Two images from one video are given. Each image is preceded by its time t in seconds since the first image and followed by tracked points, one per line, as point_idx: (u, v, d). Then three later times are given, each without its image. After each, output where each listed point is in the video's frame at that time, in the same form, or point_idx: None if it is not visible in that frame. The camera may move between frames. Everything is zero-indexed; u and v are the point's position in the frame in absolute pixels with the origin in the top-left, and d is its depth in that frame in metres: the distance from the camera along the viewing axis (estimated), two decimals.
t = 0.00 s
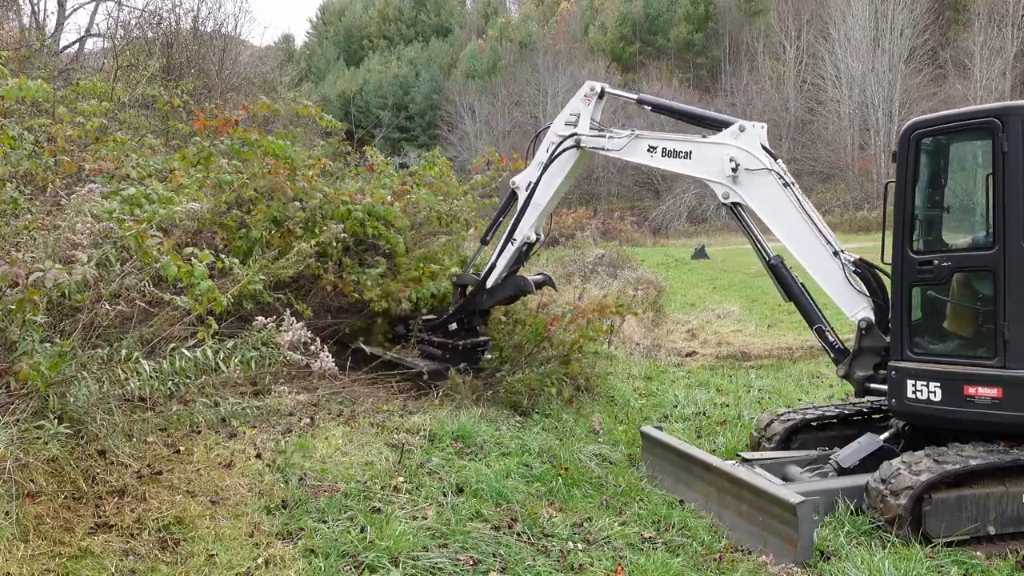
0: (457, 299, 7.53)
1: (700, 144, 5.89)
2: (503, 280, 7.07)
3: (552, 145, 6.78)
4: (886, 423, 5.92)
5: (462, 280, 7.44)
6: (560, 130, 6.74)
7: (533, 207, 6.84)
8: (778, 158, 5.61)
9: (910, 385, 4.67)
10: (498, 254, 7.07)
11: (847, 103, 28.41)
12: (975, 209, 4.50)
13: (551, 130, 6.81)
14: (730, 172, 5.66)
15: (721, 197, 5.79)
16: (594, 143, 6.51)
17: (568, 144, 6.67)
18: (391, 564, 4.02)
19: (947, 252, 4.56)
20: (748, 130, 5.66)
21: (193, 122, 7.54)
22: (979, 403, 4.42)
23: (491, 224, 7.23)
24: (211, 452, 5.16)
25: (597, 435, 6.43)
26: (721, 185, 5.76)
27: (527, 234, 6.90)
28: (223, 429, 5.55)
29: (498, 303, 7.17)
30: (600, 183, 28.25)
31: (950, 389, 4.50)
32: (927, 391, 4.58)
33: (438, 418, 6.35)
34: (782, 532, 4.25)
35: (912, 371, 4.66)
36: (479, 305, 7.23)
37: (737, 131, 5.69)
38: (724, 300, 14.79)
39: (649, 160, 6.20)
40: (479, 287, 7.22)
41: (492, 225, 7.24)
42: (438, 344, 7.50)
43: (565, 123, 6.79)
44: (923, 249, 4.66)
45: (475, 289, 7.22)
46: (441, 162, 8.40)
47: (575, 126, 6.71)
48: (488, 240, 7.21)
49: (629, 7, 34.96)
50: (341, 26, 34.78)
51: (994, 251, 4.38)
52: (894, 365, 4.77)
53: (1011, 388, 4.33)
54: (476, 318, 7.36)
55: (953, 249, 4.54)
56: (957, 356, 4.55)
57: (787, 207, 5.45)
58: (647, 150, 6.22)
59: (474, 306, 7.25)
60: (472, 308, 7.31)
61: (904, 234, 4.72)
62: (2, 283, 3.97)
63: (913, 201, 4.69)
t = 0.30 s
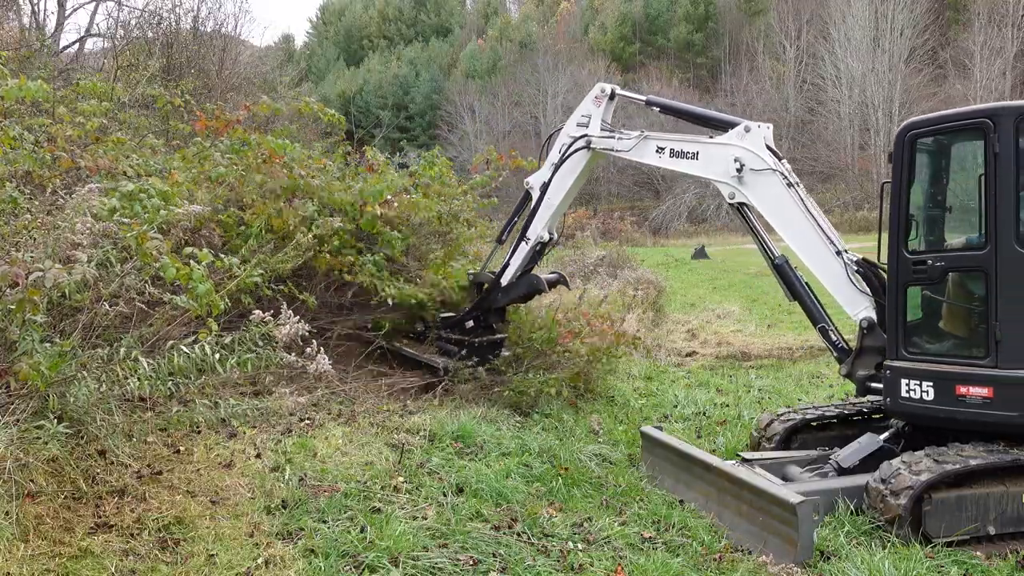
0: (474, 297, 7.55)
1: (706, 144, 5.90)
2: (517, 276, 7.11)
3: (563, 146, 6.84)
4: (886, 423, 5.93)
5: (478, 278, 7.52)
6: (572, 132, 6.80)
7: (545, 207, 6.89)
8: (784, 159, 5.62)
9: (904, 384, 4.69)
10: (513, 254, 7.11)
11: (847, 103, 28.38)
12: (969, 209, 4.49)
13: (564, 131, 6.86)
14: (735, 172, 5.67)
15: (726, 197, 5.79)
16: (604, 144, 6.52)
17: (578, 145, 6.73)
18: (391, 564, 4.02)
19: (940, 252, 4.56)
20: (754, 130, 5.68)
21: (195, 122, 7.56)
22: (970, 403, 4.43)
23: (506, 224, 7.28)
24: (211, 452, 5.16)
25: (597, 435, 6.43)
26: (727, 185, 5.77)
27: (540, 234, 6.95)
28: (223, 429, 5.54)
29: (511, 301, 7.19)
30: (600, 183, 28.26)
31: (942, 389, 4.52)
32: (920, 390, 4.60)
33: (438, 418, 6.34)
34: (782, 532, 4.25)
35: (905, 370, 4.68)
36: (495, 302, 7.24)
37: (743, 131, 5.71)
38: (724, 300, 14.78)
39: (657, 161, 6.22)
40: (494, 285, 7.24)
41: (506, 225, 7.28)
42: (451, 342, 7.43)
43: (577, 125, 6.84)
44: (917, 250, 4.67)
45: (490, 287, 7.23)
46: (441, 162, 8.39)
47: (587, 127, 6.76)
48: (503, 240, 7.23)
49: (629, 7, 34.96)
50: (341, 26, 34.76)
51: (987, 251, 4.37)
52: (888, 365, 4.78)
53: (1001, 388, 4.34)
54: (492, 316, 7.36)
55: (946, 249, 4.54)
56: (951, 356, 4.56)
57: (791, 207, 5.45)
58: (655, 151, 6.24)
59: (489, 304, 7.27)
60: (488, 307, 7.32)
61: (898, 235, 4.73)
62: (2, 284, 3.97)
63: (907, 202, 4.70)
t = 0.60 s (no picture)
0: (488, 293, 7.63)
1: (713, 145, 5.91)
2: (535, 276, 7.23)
3: (575, 148, 6.84)
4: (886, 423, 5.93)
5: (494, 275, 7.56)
6: (584, 133, 6.77)
7: (558, 207, 6.90)
8: (789, 159, 5.61)
9: (898, 383, 4.70)
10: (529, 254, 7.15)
11: (847, 104, 28.22)
12: (963, 209, 4.49)
13: (576, 132, 6.86)
14: (741, 172, 5.68)
15: (733, 197, 5.80)
16: (614, 145, 6.54)
17: (589, 146, 6.73)
18: (391, 564, 4.02)
19: (935, 252, 4.57)
20: (759, 131, 5.67)
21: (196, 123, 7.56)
22: (961, 402, 4.44)
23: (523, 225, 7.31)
24: (211, 452, 5.16)
25: (597, 435, 6.43)
26: (733, 185, 5.77)
27: (553, 235, 6.97)
28: (223, 429, 5.54)
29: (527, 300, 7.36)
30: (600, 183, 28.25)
31: (935, 388, 4.52)
32: (914, 390, 4.61)
33: (438, 418, 6.34)
34: (782, 532, 4.25)
35: (899, 370, 4.69)
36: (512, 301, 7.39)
37: (749, 132, 5.70)
38: (724, 300, 14.79)
39: (666, 161, 6.24)
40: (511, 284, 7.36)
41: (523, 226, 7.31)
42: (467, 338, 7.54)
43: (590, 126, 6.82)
44: (912, 250, 4.68)
45: (505, 286, 7.39)
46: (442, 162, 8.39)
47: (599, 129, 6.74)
48: (520, 239, 7.27)
49: (629, 7, 34.97)
50: (341, 26, 34.75)
51: (979, 251, 4.38)
52: (884, 365, 4.80)
53: (993, 388, 4.34)
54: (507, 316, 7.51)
55: (940, 249, 4.56)
56: (946, 356, 4.56)
57: (796, 208, 5.45)
58: (664, 152, 6.26)
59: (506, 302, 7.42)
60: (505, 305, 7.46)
61: (893, 235, 4.74)
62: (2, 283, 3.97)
63: (900, 202, 4.71)
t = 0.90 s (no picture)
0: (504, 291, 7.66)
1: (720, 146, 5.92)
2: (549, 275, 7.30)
3: (587, 149, 6.87)
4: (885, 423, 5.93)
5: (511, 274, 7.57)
6: (597, 134, 6.80)
7: (571, 208, 6.96)
8: (795, 160, 5.61)
9: (893, 383, 4.72)
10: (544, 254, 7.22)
11: (847, 103, 28.17)
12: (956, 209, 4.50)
13: (589, 134, 6.88)
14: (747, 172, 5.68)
15: (739, 198, 5.80)
16: (625, 146, 6.55)
17: (601, 147, 6.76)
18: (391, 564, 4.02)
19: (928, 252, 4.58)
20: (765, 132, 5.68)
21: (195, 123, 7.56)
22: (954, 401, 4.45)
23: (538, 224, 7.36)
24: (211, 452, 5.16)
25: (597, 435, 6.43)
26: (739, 185, 5.78)
27: (568, 235, 7.05)
28: (223, 429, 5.54)
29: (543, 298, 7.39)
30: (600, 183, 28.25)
31: (928, 387, 4.54)
32: (907, 389, 4.63)
33: (438, 418, 6.34)
34: (782, 532, 4.25)
35: (894, 369, 4.71)
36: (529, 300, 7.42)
37: (755, 133, 5.71)
38: (724, 300, 14.79)
39: (675, 162, 6.27)
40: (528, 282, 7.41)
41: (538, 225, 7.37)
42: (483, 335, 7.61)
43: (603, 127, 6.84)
44: (906, 250, 4.70)
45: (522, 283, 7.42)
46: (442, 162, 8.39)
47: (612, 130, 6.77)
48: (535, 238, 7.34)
49: (629, 7, 34.98)
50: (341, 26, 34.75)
51: (971, 251, 4.38)
52: (879, 364, 4.82)
53: (984, 388, 4.34)
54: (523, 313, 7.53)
55: (935, 249, 4.57)
56: (940, 356, 4.57)
57: (801, 208, 5.46)
58: (673, 153, 6.29)
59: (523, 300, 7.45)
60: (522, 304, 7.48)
61: (887, 235, 4.77)
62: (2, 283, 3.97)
63: (894, 202, 4.73)
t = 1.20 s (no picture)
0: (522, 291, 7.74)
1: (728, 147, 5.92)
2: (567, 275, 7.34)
3: (602, 150, 6.91)
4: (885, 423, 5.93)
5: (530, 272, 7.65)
6: (611, 136, 6.84)
7: (588, 208, 7.02)
8: (803, 161, 5.60)
9: (887, 381, 4.75)
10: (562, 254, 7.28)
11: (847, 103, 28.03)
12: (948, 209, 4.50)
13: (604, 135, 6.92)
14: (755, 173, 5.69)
15: (747, 198, 5.81)
16: (638, 147, 6.58)
17: (615, 149, 6.80)
18: (391, 564, 4.02)
19: (922, 252, 4.60)
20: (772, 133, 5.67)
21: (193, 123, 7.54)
22: (945, 400, 4.46)
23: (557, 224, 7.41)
24: (211, 452, 5.16)
25: (597, 435, 6.43)
26: (747, 186, 5.78)
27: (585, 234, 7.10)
28: (223, 429, 5.55)
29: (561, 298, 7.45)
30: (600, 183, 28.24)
31: (920, 386, 4.56)
32: (900, 387, 4.66)
33: (438, 418, 6.34)
34: (782, 532, 4.24)
35: (889, 368, 4.74)
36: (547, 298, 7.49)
37: (762, 133, 5.70)
38: (724, 300, 14.79)
39: (686, 163, 6.30)
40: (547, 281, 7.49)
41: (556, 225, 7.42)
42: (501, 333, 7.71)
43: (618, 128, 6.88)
44: (901, 250, 4.72)
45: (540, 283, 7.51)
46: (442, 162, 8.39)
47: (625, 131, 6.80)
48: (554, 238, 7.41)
49: (629, 7, 34.99)
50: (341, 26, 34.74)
51: (962, 251, 4.40)
52: (875, 362, 4.85)
53: (974, 387, 4.35)
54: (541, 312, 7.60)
55: (929, 249, 4.58)
56: (932, 356, 4.59)
57: (808, 208, 5.45)
58: (685, 153, 6.32)
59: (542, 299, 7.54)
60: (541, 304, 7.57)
61: (883, 235, 4.79)
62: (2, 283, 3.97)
63: (888, 202, 4.75)
